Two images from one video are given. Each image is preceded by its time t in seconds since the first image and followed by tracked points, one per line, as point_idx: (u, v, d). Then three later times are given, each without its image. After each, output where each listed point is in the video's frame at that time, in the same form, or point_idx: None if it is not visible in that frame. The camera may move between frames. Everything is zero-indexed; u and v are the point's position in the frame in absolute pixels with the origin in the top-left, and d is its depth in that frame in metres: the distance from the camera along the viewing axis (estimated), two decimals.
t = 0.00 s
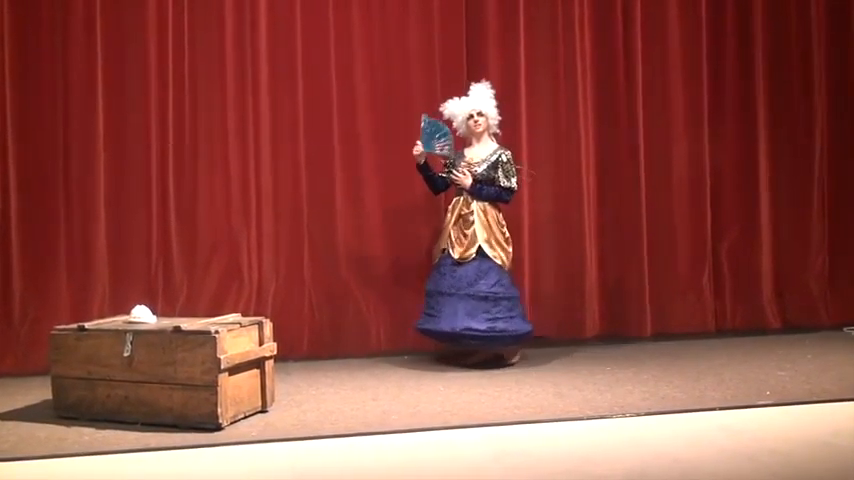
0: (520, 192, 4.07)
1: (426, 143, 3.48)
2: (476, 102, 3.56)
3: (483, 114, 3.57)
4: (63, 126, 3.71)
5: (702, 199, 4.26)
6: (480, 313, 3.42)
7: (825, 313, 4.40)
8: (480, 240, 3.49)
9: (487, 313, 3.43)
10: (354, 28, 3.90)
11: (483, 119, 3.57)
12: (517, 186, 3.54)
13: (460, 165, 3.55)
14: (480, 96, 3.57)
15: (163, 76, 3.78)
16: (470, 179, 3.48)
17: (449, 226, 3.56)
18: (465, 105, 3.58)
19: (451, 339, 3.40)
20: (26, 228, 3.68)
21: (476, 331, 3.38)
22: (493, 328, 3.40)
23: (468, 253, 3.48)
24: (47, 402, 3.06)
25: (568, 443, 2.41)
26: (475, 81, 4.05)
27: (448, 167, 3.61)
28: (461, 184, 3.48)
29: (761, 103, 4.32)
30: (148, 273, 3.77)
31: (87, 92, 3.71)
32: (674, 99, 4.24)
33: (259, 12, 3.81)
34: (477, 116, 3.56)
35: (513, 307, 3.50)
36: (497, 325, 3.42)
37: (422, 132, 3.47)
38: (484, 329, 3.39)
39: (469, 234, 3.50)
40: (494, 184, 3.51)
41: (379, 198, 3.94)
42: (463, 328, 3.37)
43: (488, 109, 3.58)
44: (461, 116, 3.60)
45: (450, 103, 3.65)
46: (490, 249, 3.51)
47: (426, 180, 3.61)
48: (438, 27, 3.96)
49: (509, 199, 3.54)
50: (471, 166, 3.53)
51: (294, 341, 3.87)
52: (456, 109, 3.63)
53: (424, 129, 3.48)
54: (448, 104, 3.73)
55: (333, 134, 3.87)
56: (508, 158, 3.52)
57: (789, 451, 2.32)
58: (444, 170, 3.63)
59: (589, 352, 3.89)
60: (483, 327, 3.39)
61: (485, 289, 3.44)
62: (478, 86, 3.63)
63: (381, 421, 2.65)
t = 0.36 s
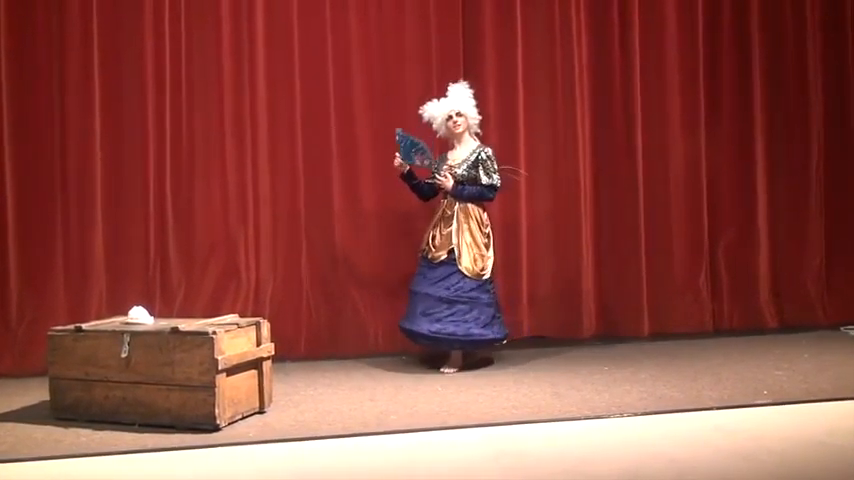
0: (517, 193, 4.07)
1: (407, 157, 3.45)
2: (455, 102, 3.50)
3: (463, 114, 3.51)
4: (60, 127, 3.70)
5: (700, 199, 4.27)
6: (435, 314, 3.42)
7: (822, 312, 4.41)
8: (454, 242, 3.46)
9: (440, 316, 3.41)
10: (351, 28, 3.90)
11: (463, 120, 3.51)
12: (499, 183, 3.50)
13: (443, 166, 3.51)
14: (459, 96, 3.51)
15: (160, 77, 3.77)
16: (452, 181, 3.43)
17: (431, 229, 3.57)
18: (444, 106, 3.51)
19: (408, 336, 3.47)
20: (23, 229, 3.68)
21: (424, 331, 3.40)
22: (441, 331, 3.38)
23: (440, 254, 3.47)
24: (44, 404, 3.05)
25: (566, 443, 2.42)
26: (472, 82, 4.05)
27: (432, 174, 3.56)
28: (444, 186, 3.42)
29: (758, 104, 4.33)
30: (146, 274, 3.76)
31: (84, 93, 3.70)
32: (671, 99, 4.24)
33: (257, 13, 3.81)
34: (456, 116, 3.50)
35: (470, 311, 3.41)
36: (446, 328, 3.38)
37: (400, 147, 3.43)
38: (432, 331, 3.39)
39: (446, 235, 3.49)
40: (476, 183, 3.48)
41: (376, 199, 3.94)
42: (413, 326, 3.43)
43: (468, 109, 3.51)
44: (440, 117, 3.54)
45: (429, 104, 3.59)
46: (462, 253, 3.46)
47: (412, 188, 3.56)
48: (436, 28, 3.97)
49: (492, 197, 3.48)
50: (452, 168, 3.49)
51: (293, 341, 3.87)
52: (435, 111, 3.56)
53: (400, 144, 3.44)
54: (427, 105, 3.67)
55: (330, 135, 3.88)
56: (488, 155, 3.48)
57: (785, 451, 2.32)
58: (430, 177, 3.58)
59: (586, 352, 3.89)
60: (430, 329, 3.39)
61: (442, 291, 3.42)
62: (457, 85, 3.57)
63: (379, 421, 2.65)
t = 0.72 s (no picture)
0: (517, 193, 4.07)
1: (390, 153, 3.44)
2: (442, 99, 3.46)
3: (451, 112, 3.47)
4: (58, 128, 3.70)
5: (698, 199, 4.27)
6: (441, 321, 3.38)
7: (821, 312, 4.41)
8: (443, 240, 3.42)
9: (447, 322, 3.37)
10: (350, 30, 3.90)
11: (450, 117, 3.47)
12: (486, 179, 3.45)
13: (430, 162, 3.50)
14: (446, 93, 3.47)
15: (158, 78, 3.77)
16: (437, 176, 3.43)
17: (419, 227, 3.53)
18: (432, 103, 3.47)
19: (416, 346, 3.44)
20: (22, 231, 3.67)
21: (433, 340, 3.36)
22: (450, 338, 3.35)
23: (431, 253, 3.44)
24: (44, 406, 3.05)
25: (565, 443, 2.42)
26: (471, 83, 4.06)
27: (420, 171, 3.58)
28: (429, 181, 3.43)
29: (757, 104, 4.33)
30: (145, 276, 3.76)
31: (83, 94, 3.70)
32: (670, 99, 4.24)
33: (255, 14, 3.81)
34: (444, 114, 3.46)
35: (477, 315, 3.39)
36: (455, 334, 3.35)
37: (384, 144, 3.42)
38: (441, 339, 3.35)
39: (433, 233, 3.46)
40: (462, 179, 3.43)
41: (375, 199, 3.94)
42: (421, 336, 3.38)
43: (456, 107, 3.47)
44: (428, 115, 3.51)
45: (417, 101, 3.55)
46: (453, 250, 3.43)
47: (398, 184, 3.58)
48: (434, 28, 3.97)
49: (478, 193, 3.44)
50: (438, 163, 3.47)
51: (292, 343, 3.87)
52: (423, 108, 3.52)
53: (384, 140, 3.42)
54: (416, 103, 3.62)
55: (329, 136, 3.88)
56: (475, 150, 3.44)
57: (784, 450, 2.32)
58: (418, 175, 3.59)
59: (586, 352, 3.89)
60: (439, 337, 3.35)
61: (444, 297, 3.38)
62: (445, 81, 3.51)
63: (378, 422, 2.65)
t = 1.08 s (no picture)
0: (520, 195, 4.07)
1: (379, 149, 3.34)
2: (435, 101, 3.40)
3: (444, 114, 3.42)
4: (63, 132, 3.71)
5: (702, 201, 4.27)
6: (447, 321, 3.27)
7: (827, 314, 4.39)
8: (443, 246, 3.35)
9: (455, 322, 3.27)
10: (353, 33, 3.91)
11: (443, 120, 3.42)
12: (479, 187, 3.41)
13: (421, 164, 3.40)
14: (440, 94, 3.41)
15: (162, 81, 3.78)
16: (430, 181, 3.32)
17: (410, 231, 3.43)
18: (425, 105, 3.42)
19: (419, 349, 3.27)
20: (27, 235, 3.68)
21: (443, 339, 3.24)
22: (461, 336, 3.25)
23: (430, 259, 3.34)
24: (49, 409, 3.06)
25: (570, 446, 2.41)
26: (474, 86, 4.06)
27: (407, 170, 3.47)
28: (421, 186, 3.32)
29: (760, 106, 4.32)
30: (149, 278, 3.77)
31: (87, 98, 3.71)
32: (673, 102, 4.24)
33: (258, 17, 3.82)
34: (437, 115, 3.42)
35: (484, 312, 3.33)
36: (465, 332, 3.26)
37: (374, 137, 3.31)
38: (452, 337, 3.24)
39: (431, 239, 3.37)
40: (455, 185, 3.37)
41: (378, 201, 3.94)
42: (429, 337, 3.23)
43: (449, 108, 3.42)
44: (421, 116, 3.46)
45: (411, 101, 3.50)
46: (453, 253, 3.37)
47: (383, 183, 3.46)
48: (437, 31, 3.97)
49: (471, 201, 3.40)
50: (430, 167, 3.39)
51: (296, 346, 3.87)
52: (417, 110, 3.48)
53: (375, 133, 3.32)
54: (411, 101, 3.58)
55: (333, 139, 3.88)
56: (470, 158, 3.38)
57: (789, 453, 2.32)
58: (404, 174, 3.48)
59: (590, 355, 3.89)
60: (450, 335, 3.24)
61: (451, 295, 3.30)
62: (439, 82, 3.46)
63: (382, 425, 2.65)
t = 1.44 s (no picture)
0: (532, 200, 4.06)
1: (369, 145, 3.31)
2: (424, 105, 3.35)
3: (433, 119, 3.38)
4: (77, 138, 3.74)
5: (715, 206, 4.25)
6: (435, 326, 3.22)
7: (841, 320, 4.36)
8: (431, 250, 3.31)
9: (443, 327, 3.23)
10: (365, 39, 3.92)
11: (431, 124, 3.38)
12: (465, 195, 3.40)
13: (407, 168, 3.36)
14: (428, 98, 3.37)
15: (175, 87, 3.81)
16: (418, 186, 3.29)
17: (394, 235, 3.36)
18: (413, 108, 3.37)
19: (407, 355, 3.19)
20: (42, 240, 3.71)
21: (433, 345, 3.18)
22: (451, 342, 3.21)
23: (418, 264, 3.29)
24: (64, 412, 3.08)
25: (583, 452, 2.40)
26: (486, 91, 4.07)
27: (389, 173, 3.40)
28: (408, 191, 3.28)
29: (773, 110, 4.30)
30: (162, 283, 3.79)
31: (101, 105, 3.73)
32: (685, 107, 4.23)
33: (271, 23, 3.84)
34: (426, 119, 3.37)
35: (469, 319, 3.31)
36: (454, 338, 3.23)
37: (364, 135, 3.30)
38: (441, 343, 3.19)
39: (418, 243, 3.32)
40: (443, 192, 3.34)
41: (390, 206, 3.94)
42: (418, 342, 3.17)
43: (437, 112, 3.38)
44: (408, 119, 3.40)
45: (397, 104, 3.44)
46: (440, 259, 3.34)
47: (366, 185, 3.38)
48: (448, 37, 3.98)
49: (457, 209, 3.38)
50: (417, 172, 3.35)
51: (308, 350, 3.88)
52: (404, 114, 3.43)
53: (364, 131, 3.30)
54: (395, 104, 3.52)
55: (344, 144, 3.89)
56: (458, 165, 3.37)
57: (804, 459, 2.30)
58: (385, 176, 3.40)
59: (602, 360, 3.87)
60: (440, 341, 3.19)
61: (440, 300, 3.25)
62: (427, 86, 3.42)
63: (393, 430, 2.64)
